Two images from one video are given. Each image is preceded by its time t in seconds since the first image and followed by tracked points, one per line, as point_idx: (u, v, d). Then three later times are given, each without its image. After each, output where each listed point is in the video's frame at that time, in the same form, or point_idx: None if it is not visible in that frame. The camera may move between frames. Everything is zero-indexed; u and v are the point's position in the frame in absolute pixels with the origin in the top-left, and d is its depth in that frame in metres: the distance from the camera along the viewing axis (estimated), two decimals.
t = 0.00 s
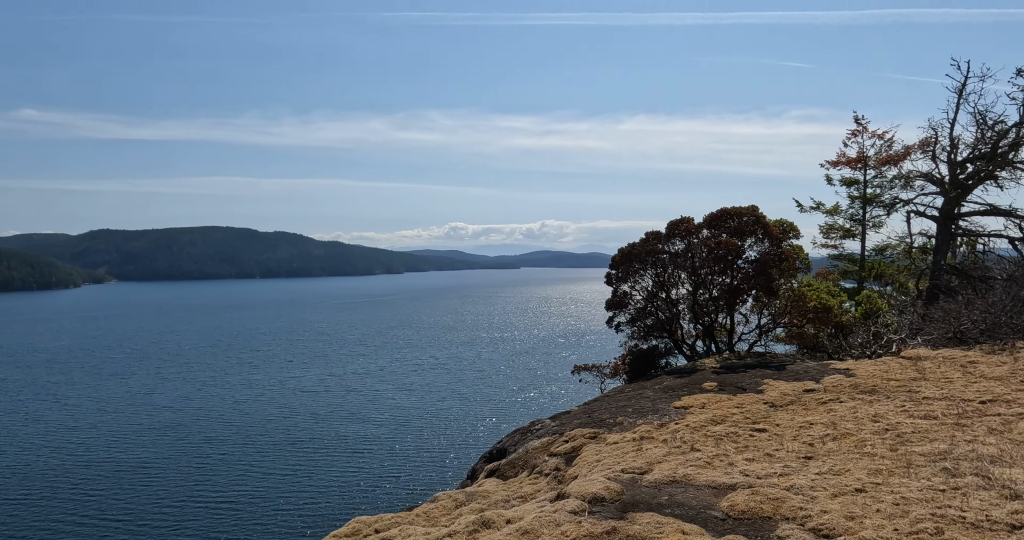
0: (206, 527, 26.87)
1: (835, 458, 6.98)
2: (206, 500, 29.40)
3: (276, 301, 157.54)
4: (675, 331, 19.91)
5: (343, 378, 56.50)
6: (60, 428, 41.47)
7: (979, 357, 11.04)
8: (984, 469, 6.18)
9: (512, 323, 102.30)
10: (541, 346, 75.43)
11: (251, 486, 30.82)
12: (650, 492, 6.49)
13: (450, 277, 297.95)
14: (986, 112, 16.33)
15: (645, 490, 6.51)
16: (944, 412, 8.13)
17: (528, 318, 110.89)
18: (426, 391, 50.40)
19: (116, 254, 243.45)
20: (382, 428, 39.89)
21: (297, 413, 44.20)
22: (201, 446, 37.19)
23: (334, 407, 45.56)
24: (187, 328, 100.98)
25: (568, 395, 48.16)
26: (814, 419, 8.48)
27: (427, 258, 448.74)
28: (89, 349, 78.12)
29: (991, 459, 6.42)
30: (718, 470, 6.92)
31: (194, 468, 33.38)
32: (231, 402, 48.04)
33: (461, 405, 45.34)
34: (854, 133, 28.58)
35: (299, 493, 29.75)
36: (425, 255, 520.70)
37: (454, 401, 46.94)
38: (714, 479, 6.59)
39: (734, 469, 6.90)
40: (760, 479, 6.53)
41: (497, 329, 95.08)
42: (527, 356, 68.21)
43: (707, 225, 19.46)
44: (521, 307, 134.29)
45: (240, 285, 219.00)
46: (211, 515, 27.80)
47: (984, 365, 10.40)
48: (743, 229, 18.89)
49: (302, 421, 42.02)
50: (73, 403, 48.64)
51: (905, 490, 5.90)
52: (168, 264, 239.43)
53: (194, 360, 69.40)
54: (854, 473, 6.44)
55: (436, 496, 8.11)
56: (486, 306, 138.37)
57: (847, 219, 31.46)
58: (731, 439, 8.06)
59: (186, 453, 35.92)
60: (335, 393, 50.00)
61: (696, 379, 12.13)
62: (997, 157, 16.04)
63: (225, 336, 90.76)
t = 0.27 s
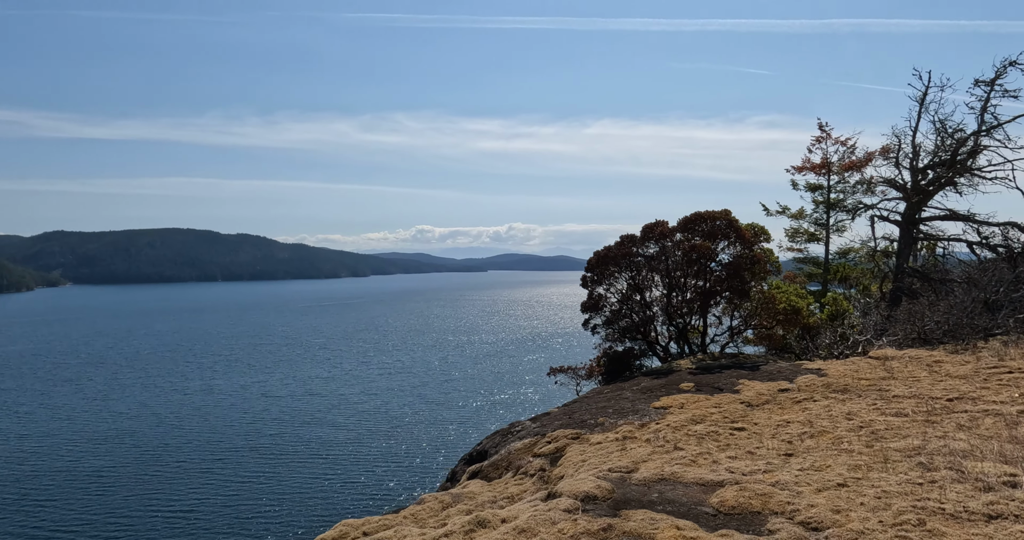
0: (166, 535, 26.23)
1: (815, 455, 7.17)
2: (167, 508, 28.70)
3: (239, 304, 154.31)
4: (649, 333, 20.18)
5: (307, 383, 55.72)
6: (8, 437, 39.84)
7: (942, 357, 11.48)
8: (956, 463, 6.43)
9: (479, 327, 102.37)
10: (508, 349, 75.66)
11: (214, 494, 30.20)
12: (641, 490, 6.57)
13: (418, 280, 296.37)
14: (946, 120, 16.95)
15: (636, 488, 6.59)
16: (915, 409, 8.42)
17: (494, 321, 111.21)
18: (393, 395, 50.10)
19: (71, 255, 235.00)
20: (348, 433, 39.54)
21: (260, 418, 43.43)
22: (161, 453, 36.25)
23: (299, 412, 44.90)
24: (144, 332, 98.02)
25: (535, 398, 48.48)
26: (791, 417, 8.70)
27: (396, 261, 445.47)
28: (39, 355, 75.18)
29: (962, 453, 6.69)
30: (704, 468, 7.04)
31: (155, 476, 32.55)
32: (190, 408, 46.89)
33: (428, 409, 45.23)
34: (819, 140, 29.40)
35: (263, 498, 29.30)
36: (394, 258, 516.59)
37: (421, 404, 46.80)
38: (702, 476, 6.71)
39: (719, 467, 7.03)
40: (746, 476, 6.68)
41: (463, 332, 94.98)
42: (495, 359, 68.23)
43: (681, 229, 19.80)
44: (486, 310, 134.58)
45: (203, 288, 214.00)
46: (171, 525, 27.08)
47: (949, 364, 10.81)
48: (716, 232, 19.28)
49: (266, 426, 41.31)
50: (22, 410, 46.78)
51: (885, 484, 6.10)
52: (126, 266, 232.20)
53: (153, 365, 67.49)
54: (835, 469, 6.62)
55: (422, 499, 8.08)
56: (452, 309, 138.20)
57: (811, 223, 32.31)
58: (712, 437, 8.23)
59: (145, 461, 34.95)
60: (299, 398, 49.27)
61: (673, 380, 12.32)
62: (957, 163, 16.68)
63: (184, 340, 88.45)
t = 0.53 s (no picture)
0: None
1: (799, 459, 7.32)
2: (133, 516, 28.04)
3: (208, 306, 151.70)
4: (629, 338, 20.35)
5: (279, 386, 54.93)
6: None
7: (916, 361, 11.78)
8: (937, 466, 6.62)
9: (453, 329, 102.23)
10: (484, 351, 75.65)
11: (183, 500, 29.62)
12: (633, 497, 6.62)
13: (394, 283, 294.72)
14: (916, 128, 17.42)
15: (627, 496, 6.64)
16: (892, 413, 8.64)
17: (468, 323, 111.07)
18: (367, 398, 49.71)
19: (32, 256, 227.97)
20: (322, 437, 39.13)
21: (231, 423, 42.70)
22: (127, 459, 35.40)
23: (271, 416, 44.27)
24: (109, 335, 95.53)
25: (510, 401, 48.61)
26: (774, 422, 8.86)
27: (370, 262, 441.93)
28: None
29: (941, 457, 6.88)
30: (693, 474, 7.12)
31: (121, 482, 31.79)
32: (157, 413, 45.86)
33: (402, 413, 44.99)
34: (792, 145, 30.00)
35: (234, 505, 28.83)
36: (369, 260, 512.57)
37: (395, 408, 46.55)
38: (692, 482, 6.79)
39: (708, 473, 7.12)
40: (735, 482, 6.77)
41: (438, 334, 94.66)
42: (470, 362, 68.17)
43: (661, 234, 20.05)
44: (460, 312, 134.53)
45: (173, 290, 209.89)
46: (136, 532, 26.48)
47: (923, 368, 11.11)
48: (695, 238, 19.55)
49: (237, 431, 40.65)
50: None
51: (870, 489, 6.24)
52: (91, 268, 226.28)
53: (118, 369, 65.93)
54: (821, 473, 6.76)
55: (410, 507, 8.02)
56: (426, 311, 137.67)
57: (785, 228, 32.88)
58: (697, 442, 8.33)
59: (110, 467, 34.09)
60: (271, 402, 48.57)
61: (655, 385, 12.45)
62: (927, 171, 17.16)
63: (151, 343, 86.44)
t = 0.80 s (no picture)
0: None
1: (803, 459, 7.36)
2: (112, 520, 27.66)
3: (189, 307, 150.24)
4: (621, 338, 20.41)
5: (262, 388, 54.51)
6: None
7: (909, 360, 11.90)
8: (940, 464, 6.69)
9: (437, 329, 102.15)
10: (469, 352, 75.63)
11: (165, 503, 29.30)
12: (640, 496, 6.63)
13: (379, 283, 293.73)
14: (905, 130, 17.63)
15: (636, 496, 6.64)
16: (890, 412, 8.73)
17: (452, 324, 110.98)
18: (351, 400, 49.54)
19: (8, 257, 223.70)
20: (306, 438, 38.92)
21: (214, 425, 42.30)
22: (106, 463, 34.91)
23: (254, 418, 43.92)
24: (86, 337, 94.06)
25: (495, 402, 48.69)
26: (773, 421, 8.93)
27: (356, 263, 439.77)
28: None
29: (943, 455, 6.95)
30: (699, 473, 7.15)
31: (100, 487, 31.35)
32: (136, 415, 45.27)
33: (388, 414, 44.89)
34: (779, 147, 30.25)
35: (217, 509, 28.59)
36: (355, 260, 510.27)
37: (380, 409, 46.44)
38: (700, 482, 6.81)
39: (713, 472, 7.15)
40: (742, 481, 6.80)
41: (422, 335, 94.52)
42: (455, 362, 68.19)
43: (654, 234, 20.16)
44: (443, 313, 134.48)
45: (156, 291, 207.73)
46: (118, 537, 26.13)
47: (916, 367, 11.24)
48: (688, 238, 19.67)
49: (220, 433, 40.28)
50: None
51: (877, 487, 6.30)
52: (70, 269, 222.83)
53: (97, 371, 65.07)
54: (826, 473, 6.80)
55: (412, 509, 7.98)
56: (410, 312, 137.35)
57: (772, 228, 33.16)
58: (698, 442, 8.37)
59: (88, 471, 33.58)
60: (254, 404, 48.17)
61: (651, 384, 12.50)
62: (915, 172, 17.36)
63: (130, 345, 85.25)
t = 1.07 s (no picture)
0: None
1: (818, 463, 7.35)
2: (99, 526, 27.36)
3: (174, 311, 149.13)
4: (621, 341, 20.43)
5: (250, 392, 54.14)
6: None
7: (913, 362, 11.93)
8: (958, 468, 6.70)
9: (427, 332, 102.05)
10: (460, 355, 75.56)
11: (153, 509, 29.05)
12: (659, 503, 6.60)
13: (371, 286, 293.21)
14: (903, 133, 17.73)
15: (654, 502, 6.61)
16: (900, 415, 8.76)
17: (442, 327, 110.89)
18: (341, 403, 49.36)
19: None
20: (296, 442, 38.73)
21: (202, 430, 42.00)
22: (91, 469, 34.53)
23: (243, 422, 43.65)
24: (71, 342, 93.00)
25: (486, 405, 48.70)
26: (783, 425, 8.93)
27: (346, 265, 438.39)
28: None
29: (960, 458, 6.96)
30: (715, 479, 7.13)
31: (85, 493, 31.02)
32: (121, 420, 44.80)
33: (378, 417, 44.75)
34: (773, 150, 30.33)
35: (206, 514, 28.38)
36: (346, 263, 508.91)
37: (371, 412, 46.30)
38: (718, 487, 6.79)
39: (730, 477, 7.13)
40: (760, 486, 6.79)
41: (411, 338, 94.36)
42: (445, 365, 68.12)
43: (655, 237, 20.16)
44: (432, 315, 134.36)
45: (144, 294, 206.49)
46: None
47: (921, 370, 11.27)
48: (690, 241, 19.69)
49: (209, 438, 40.01)
50: None
51: (897, 491, 6.30)
52: (56, 273, 220.56)
53: (80, 375, 64.44)
54: (844, 477, 6.79)
55: (421, 515, 7.92)
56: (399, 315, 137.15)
57: (767, 231, 33.27)
58: (709, 446, 8.36)
59: (73, 477, 33.20)
60: (243, 408, 47.86)
61: (655, 388, 12.48)
62: (913, 175, 17.46)
63: (115, 350, 84.39)
